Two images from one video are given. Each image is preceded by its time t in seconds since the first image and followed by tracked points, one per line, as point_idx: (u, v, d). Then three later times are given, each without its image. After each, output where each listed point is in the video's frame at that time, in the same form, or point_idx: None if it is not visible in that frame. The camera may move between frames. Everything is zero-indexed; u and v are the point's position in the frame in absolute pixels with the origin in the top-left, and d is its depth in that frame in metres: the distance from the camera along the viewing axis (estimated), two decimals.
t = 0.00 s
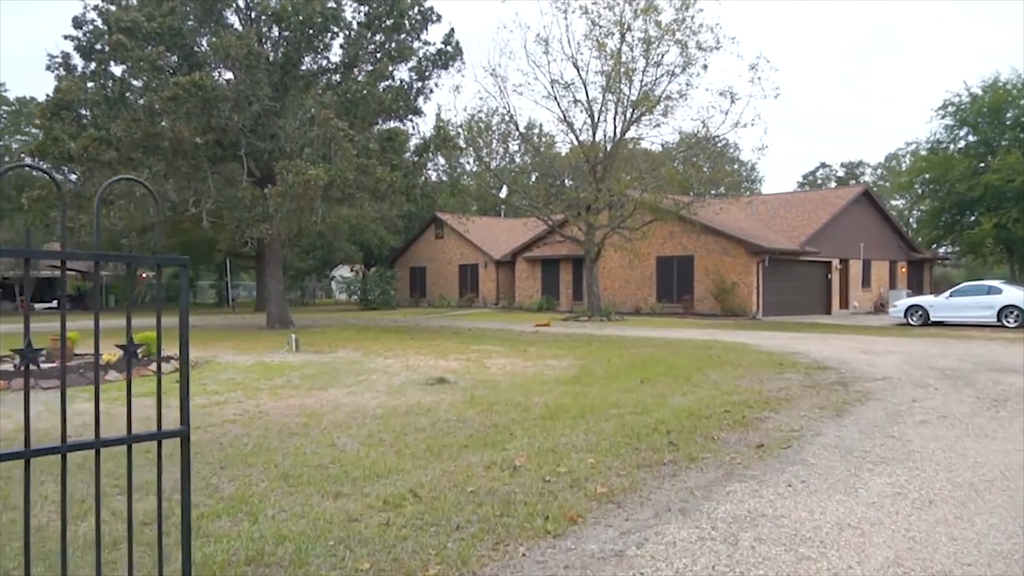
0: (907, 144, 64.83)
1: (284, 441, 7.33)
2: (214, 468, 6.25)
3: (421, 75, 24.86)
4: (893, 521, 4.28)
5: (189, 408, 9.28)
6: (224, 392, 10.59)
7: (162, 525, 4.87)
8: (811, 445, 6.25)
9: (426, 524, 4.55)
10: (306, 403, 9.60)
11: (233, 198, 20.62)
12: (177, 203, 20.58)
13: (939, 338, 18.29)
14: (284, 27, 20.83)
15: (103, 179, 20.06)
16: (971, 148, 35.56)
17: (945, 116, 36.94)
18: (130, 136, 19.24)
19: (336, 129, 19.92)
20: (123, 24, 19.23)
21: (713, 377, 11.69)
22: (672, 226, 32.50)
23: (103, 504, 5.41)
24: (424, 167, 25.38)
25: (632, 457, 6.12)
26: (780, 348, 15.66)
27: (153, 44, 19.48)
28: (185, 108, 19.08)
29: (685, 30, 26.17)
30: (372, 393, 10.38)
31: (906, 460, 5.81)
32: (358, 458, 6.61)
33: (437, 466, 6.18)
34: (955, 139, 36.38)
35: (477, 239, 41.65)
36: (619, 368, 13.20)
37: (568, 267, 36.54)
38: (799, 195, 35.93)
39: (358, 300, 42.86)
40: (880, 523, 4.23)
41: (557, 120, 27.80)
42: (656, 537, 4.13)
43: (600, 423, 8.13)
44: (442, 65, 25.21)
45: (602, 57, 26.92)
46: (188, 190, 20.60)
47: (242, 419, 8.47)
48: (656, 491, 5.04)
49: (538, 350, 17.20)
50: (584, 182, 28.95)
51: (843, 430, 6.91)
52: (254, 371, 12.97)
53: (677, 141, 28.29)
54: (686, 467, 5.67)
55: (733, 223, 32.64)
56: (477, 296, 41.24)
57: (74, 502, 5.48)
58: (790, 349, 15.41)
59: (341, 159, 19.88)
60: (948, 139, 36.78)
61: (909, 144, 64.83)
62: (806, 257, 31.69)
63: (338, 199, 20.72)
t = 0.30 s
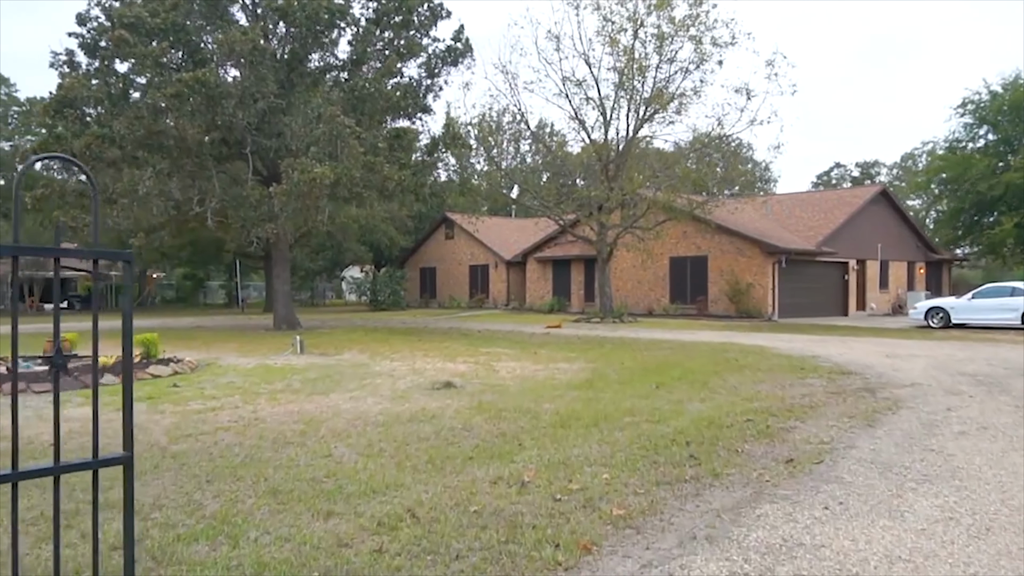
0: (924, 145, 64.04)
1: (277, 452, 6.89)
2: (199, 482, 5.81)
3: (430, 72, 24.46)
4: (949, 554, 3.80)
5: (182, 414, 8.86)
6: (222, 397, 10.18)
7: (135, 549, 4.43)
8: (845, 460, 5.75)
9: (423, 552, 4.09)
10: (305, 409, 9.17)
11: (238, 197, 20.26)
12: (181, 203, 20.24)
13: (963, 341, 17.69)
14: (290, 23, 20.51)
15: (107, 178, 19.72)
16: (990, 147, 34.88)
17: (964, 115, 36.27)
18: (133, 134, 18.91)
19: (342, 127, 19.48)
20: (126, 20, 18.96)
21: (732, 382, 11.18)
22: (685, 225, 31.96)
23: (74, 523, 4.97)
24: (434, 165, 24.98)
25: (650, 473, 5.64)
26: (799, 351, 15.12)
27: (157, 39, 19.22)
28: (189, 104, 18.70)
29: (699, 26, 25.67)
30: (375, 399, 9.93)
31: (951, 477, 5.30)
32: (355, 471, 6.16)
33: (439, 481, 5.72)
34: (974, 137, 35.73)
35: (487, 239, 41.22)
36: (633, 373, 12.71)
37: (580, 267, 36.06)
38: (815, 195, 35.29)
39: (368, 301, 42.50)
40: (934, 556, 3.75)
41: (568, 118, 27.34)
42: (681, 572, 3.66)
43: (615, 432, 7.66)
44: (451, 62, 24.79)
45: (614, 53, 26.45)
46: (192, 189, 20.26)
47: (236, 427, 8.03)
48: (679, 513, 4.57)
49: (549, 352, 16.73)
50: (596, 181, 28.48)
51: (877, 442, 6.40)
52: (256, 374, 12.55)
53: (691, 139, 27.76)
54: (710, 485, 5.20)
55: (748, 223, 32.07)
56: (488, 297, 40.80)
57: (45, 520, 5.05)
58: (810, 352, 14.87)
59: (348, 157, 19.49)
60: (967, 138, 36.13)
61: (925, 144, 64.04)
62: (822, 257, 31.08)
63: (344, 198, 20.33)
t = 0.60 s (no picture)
0: (941, 144, 63.26)
1: (272, 463, 6.42)
2: (184, 499, 5.35)
3: (441, 68, 23.97)
4: None
5: (176, 420, 8.41)
6: (220, 401, 9.74)
7: None
8: (890, 478, 5.22)
9: None
10: (306, 414, 8.71)
11: (244, 194, 19.88)
12: (186, 200, 19.86)
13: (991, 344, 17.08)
14: (297, 15, 20.17)
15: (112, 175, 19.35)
16: (1012, 145, 34.11)
17: (985, 112, 35.46)
18: (137, 129, 18.64)
19: (350, 122, 18.98)
20: (129, 13, 18.63)
21: (755, 388, 10.64)
22: (700, 224, 31.35)
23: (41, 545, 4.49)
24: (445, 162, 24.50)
25: (674, 491, 5.14)
26: (823, 354, 14.54)
27: (161, 33, 18.90)
28: (196, 98, 18.53)
29: (716, 20, 25.08)
30: (380, 403, 9.45)
31: (1013, 500, 4.75)
32: (353, 486, 5.68)
33: (444, 499, 5.23)
34: (996, 136, 34.98)
35: (498, 238, 40.74)
36: (650, 377, 12.18)
37: (593, 267, 35.53)
38: (833, 194, 34.61)
39: (378, 301, 42.12)
40: None
41: (582, 115, 26.82)
42: None
43: (634, 443, 7.15)
44: (462, 58, 24.31)
45: (629, 48, 25.90)
46: (198, 186, 19.89)
47: (231, 434, 7.57)
48: (712, 541, 4.06)
49: (561, 354, 16.23)
50: (610, 179, 27.93)
51: (923, 457, 5.86)
52: (258, 376, 12.11)
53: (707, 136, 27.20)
54: (742, 507, 4.69)
55: (764, 222, 31.43)
56: (499, 297, 40.33)
57: (9, 542, 4.58)
58: (833, 355, 14.29)
59: (355, 154, 19.04)
60: (988, 136, 35.38)
61: (942, 143, 63.26)
62: (841, 258, 30.42)
63: (352, 195, 19.89)
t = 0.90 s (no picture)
0: (958, 141, 62.50)
1: (265, 474, 5.96)
2: (165, 516, 4.89)
3: (451, 62, 23.53)
4: None
5: (169, 425, 7.97)
6: (218, 404, 9.28)
7: None
8: (944, 496, 4.71)
9: None
10: (306, 419, 8.25)
11: (250, 190, 19.48)
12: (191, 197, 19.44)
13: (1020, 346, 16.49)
14: (303, 7, 19.82)
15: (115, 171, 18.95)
16: None
17: (1006, 108, 34.71)
18: (139, 124, 18.28)
19: (357, 116, 18.58)
20: (132, 6, 18.37)
21: (779, 393, 10.11)
22: (715, 223, 30.77)
23: None
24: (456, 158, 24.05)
25: (704, 511, 4.64)
26: (846, 356, 13.99)
27: (165, 27, 18.58)
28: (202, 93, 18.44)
29: (731, 13, 24.52)
30: (385, 407, 8.99)
31: None
32: (350, 501, 5.22)
33: (449, 517, 4.76)
34: (1017, 132, 34.29)
35: (509, 238, 40.28)
36: (667, 380, 11.67)
37: (605, 266, 35.00)
38: (850, 191, 33.99)
39: (388, 300, 41.74)
40: None
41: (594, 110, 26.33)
42: None
43: (655, 453, 6.65)
44: (472, 52, 23.84)
45: (643, 42, 25.37)
46: (203, 183, 19.50)
47: (225, 441, 7.12)
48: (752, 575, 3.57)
49: (574, 355, 15.74)
50: (623, 176, 27.38)
51: (975, 471, 5.35)
52: (259, 378, 11.66)
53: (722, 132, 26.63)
54: (781, 530, 4.20)
55: (780, 220, 30.83)
56: (509, 297, 39.86)
57: None
58: (858, 357, 13.74)
59: (363, 149, 18.61)
60: (1009, 132, 34.65)
61: (960, 141, 62.50)
62: (859, 256, 29.78)
63: (360, 191, 19.46)
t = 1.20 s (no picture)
0: (975, 139, 61.70)
1: (258, 489, 5.50)
2: (144, 541, 4.43)
3: (460, 58, 23.06)
4: None
5: (160, 433, 7.51)
6: (215, 410, 8.82)
7: None
8: (1013, 522, 4.21)
9: None
10: (308, 427, 7.78)
11: (255, 188, 19.09)
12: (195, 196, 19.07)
13: None
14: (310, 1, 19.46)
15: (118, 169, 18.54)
16: None
17: None
18: (141, 119, 17.87)
19: (364, 112, 18.16)
20: None
21: (807, 399, 9.57)
22: (729, 221, 30.19)
23: None
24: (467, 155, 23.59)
25: (744, 537, 4.14)
26: (872, 358, 13.43)
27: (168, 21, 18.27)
28: (205, 90, 18.19)
29: (747, 6, 23.96)
30: (390, 414, 8.51)
31: None
32: (348, 521, 4.75)
33: (458, 543, 4.28)
34: None
35: (519, 237, 39.80)
36: (687, 384, 11.14)
37: (617, 266, 34.47)
38: (867, 189, 33.34)
39: (397, 301, 41.31)
40: None
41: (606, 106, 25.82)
42: None
43: (683, 466, 6.15)
44: (482, 48, 23.36)
45: (656, 36, 24.81)
46: (207, 181, 19.14)
47: (218, 452, 6.65)
48: None
49: (587, 358, 15.23)
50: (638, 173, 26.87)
51: None
52: (261, 381, 11.20)
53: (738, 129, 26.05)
54: (834, 563, 3.70)
55: (796, 218, 30.21)
56: (520, 297, 39.39)
57: None
58: (885, 359, 13.17)
59: (371, 146, 18.15)
60: None
61: (976, 138, 61.71)
62: (877, 255, 29.13)
63: (367, 189, 19.02)
